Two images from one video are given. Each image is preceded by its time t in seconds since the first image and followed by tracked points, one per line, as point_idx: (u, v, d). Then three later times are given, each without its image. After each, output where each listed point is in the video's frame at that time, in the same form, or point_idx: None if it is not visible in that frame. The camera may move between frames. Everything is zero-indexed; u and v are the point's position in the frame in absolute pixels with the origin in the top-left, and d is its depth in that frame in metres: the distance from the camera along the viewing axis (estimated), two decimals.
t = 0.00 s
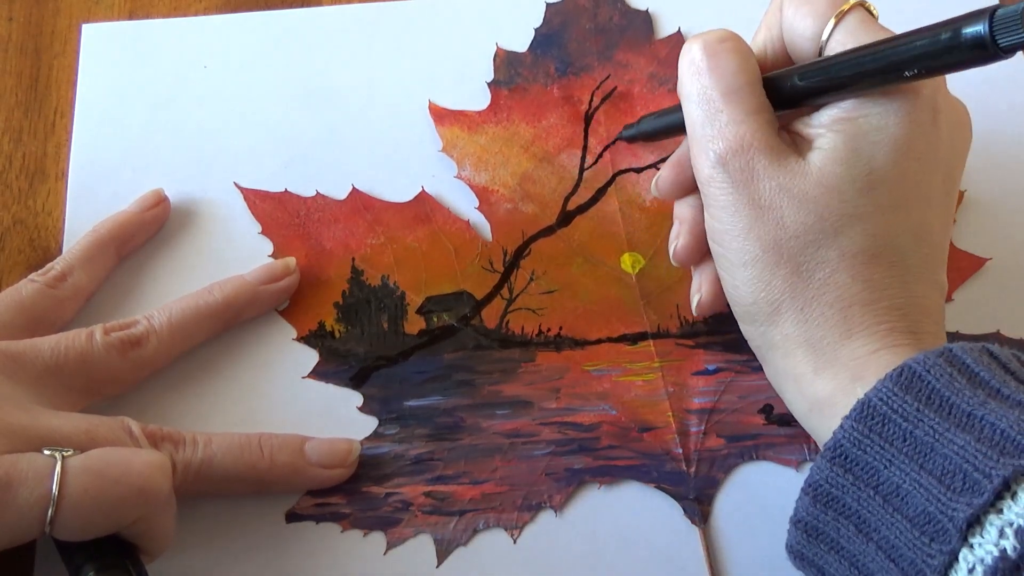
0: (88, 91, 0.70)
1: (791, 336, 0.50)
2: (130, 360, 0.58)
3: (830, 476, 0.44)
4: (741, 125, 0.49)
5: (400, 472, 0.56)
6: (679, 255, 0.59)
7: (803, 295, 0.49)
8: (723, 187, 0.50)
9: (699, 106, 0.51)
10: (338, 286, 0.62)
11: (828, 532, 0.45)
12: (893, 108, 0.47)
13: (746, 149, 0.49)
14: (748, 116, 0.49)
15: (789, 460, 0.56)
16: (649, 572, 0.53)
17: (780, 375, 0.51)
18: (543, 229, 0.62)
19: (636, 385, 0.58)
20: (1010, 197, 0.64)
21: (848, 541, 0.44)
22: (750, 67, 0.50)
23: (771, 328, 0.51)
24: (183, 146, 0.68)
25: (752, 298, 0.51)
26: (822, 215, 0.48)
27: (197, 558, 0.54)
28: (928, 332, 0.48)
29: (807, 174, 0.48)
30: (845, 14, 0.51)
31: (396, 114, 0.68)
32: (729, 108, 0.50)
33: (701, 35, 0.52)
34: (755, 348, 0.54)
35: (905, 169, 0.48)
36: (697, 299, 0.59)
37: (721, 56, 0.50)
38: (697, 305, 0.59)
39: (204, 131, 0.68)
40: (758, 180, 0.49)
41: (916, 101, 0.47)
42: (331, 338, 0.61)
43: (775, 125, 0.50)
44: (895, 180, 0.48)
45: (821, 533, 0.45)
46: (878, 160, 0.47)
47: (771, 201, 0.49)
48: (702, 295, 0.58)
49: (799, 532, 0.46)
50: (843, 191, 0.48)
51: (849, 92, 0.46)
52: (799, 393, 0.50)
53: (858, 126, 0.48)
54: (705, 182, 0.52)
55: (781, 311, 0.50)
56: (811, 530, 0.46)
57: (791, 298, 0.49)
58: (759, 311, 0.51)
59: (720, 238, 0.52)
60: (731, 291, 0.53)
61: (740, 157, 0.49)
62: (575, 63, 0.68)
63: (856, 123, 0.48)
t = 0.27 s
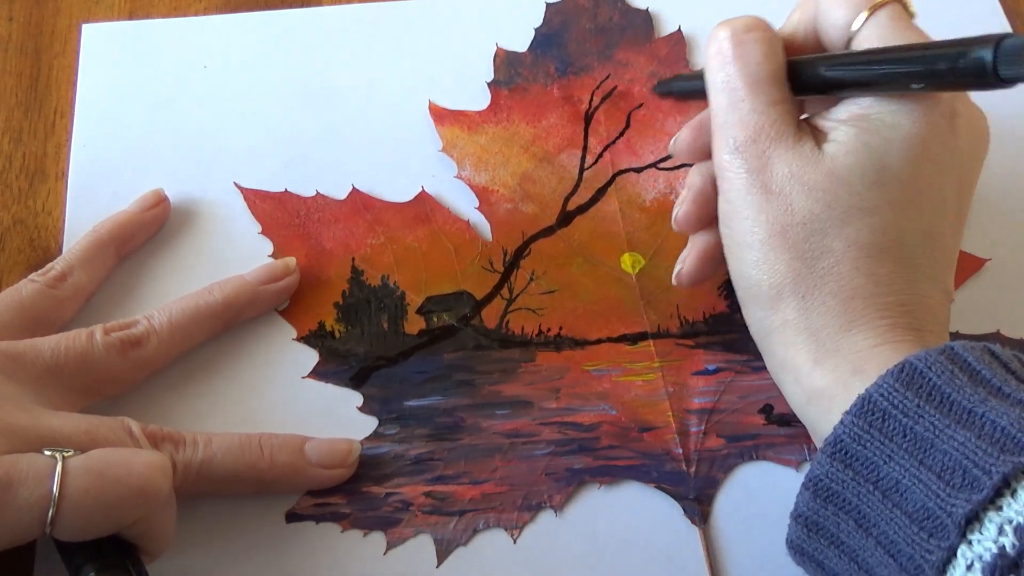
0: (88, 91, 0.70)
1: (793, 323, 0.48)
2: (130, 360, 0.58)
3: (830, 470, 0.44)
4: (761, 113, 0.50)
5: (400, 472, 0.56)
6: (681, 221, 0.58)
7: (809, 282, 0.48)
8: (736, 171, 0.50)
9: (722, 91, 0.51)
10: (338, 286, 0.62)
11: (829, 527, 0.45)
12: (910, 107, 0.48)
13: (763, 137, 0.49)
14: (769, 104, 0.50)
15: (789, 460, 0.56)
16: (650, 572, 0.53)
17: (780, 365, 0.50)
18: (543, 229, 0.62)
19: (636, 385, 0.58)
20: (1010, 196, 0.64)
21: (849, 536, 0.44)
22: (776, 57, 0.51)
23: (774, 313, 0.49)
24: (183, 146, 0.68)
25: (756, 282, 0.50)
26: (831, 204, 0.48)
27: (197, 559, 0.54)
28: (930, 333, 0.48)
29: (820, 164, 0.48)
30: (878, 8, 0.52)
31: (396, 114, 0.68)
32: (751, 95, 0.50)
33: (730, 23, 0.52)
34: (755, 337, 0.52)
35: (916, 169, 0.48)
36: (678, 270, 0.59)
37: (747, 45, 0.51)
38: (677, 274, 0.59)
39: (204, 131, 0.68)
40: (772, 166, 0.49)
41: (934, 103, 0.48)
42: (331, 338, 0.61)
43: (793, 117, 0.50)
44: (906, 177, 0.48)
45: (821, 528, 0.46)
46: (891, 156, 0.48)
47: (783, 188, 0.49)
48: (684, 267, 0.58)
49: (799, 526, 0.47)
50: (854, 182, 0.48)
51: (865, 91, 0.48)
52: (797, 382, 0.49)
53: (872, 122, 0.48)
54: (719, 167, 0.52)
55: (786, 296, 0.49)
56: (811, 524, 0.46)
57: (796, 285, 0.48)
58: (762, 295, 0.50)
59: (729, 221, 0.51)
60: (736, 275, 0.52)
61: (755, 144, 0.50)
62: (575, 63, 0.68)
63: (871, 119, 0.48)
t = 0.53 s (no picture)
0: (88, 91, 0.70)
1: (823, 355, 0.49)
2: (130, 360, 0.58)
3: (861, 488, 0.44)
4: (761, 149, 0.49)
5: (400, 472, 0.56)
6: (699, 261, 0.59)
7: (836, 314, 0.48)
8: (746, 210, 0.50)
9: (718, 128, 0.51)
10: (338, 285, 0.62)
11: (851, 543, 0.44)
12: (918, 123, 0.46)
13: (764, 175, 0.49)
14: (767, 139, 0.49)
15: (789, 460, 0.56)
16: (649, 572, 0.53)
17: (814, 393, 0.51)
18: (543, 229, 0.62)
19: (636, 385, 0.58)
20: (1010, 196, 0.64)
21: (874, 554, 0.44)
22: (768, 88, 0.50)
23: (804, 347, 0.50)
24: (183, 146, 0.68)
25: (782, 317, 0.51)
26: (847, 233, 0.47)
27: (197, 559, 0.54)
28: (960, 344, 0.48)
29: (830, 194, 0.48)
30: (870, 22, 0.51)
31: (396, 114, 0.68)
32: (747, 131, 0.49)
33: (716, 52, 0.51)
34: (787, 366, 0.53)
35: (933, 183, 0.47)
36: (709, 309, 0.59)
37: (738, 76, 0.50)
38: (709, 314, 0.59)
39: (204, 131, 0.68)
40: (780, 204, 0.49)
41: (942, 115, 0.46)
42: (331, 338, 0.61)
43: (794, 146, 0.49)
44: (923, 196, 0.47)
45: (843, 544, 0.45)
46: (906, 176, 0.47)
47: (794, 223, 0.48)
48: (714, 304, 0.58)
49: (818, 541, 0.46)
50: (869, 210, 0.47)
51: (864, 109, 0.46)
52: (834, 411, 0.50)
53: (882, 141, 0.47)
54: (724, 206, 0.52)
55: (814, 330, 0.49)
56: (834, 541, 0.45)
57: (824, 319, 0.48)
58: (790, 329, 0.50)
59: (746, 259, 0.52)
60: (761, 310, 0.53)
61: (761, 182, 0.49)
62: (575, 63, 0.68)
63: (879, 138, 0.47)
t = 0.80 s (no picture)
0: (88, 91, 0.70)
1: (821, 355, 0.49)
2: (130, 360, 0.58)
3: (864, 488, 0.44)
4: (748, 154, 0.50)
5: (400, 472, 0.56)
6: (695, 268, 0.59)
7: (832, 314, 0.48)
8: (737, 216, 0.51)
9: (705, 137, 0.51)
10: (338, 285, 0.62)
11: (853, 543, 0.44)
12: (903, 123, 0.47)
13: (754, 179, 0.50)
14: (753, 144, 0.50)
15: (789, 460, 0.56)
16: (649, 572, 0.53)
17: (814, 393, 0.51)
18: (543, 229, 0.62)
19: (636, 385, 0.58)
20: (1010, 197, 0.64)
21: (876, 554, 0.44)
22: (751, 94, 0.50)
23: (801, 347, 0.50)
24: (183, 146, 0.68)
25: (780, 319, 0.51)
26: (838, 233, 0.48)
27: (197, 559, 0.54)
28: (959, 341, 0.48)
29: (821, 195, 0.48)
30: (851, 25, 0.51)
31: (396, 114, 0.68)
32: (733, 138, 0.50)
33: (698, 63, 0.52)
34: (787, 368, 0.53)
35: (921, 182, 0.48)
36: (709, 314, 0.59)
37: (720, 84, 0.50)
38: (709, 318, 0.59)
39: (203, 131, 0.68)
40: (770, 208, 0.49)
41: (927, 114, 0.47)
42: (331, 338, 0.61)
43: (783, 150, 0.50)
44: (911, 195, 0.48)
45: (845, 544, 0.45)
46: (893, 176, 0.47)
47: (786, 226, 0.49)
48: (713, 310, 0.58)
49: (821, 542, 0.46)
50: (857, 211, 0.48)
51: (855, 110, 0.46)
52: (835, 411, 0.50)
53: (869, 142, 0.47)
54: (718, 211, 0.52)
55: (811, 332, 0.50)
56: (835, 541, 0.45)
57: (820, 319, 0.49)
58: (788, 331, 0.51)
59: (742, 263, 0.52)
60: (758, 313, 0.53)
61: (750, 187, 0.50)
62: (575, 63, 0.68)
63: (866, 139, 0.48)
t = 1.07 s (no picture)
0: (88, 91, 0.70)
1: (865, 352, 0.45)
2: (130, 360, 0.58)
3: (904, 507, 0.40)
4: (843, 125, 0.44)
5: (399, 472, 0.56)
6: (751, 232, 0.56)
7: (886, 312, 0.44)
8: (813, 186, 0.46)
9: (799, 94, 0.46)
10: (338, 285, 0.62)
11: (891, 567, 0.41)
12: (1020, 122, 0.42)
13: (845, 151, 0.44)
14: (851, 114, 0.44)
15: (789, 461, 0.56)
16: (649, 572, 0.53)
17: (845, 393, 0.47)
18: (543, 229, 0.62)
19: (636, 385, 0.58)
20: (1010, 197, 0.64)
21: None
22: (865, 59, 0.45)
23: (845, 340, 0.46)
24: (183, 146, 0.68)
25: (828, 306, 0.46)
26: (916, 229, 0.43)
27: (197, 559, 0.54)
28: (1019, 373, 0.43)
29: (909, 185, 0.44)
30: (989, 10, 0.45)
31: (397, 114, 0.68)
32: (831, 103, 0.45)
33: (812, 15, 0.46)
34: (822, 360, 0.49)
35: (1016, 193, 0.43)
36: (754, 282, 0.57)
37: (832, 43, 0.45)
38: (752, 287, 0.58)
39: (204, 131, 0.68)
40: (852, 185, 0.45)
41: None
42: (331, 338, 0.61)
43: (879, 128, 0.45)
44: (1001, 204, 0.43)
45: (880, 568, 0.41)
46: (987, 178, 0.42)
47: (865, 208, 0.44)
48: (759, 279, 0.57)
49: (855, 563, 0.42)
50: (943, 207, 0.43)
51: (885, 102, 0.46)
52: (868, 414, 0.45)
53: (971, 138, 0.43)
54: (792, 175, 0.47)
55: (858, 325, 0.45)
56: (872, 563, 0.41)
57: (873, 314, 0.44)
58: (834, 320, 0.46)
59: (802, 236, 0.47)
60: (806, 294, 0.48)
61: (836, 158, 0.45)
62: (575, 63, 0.68)
63: (970, 135, 0.43)
